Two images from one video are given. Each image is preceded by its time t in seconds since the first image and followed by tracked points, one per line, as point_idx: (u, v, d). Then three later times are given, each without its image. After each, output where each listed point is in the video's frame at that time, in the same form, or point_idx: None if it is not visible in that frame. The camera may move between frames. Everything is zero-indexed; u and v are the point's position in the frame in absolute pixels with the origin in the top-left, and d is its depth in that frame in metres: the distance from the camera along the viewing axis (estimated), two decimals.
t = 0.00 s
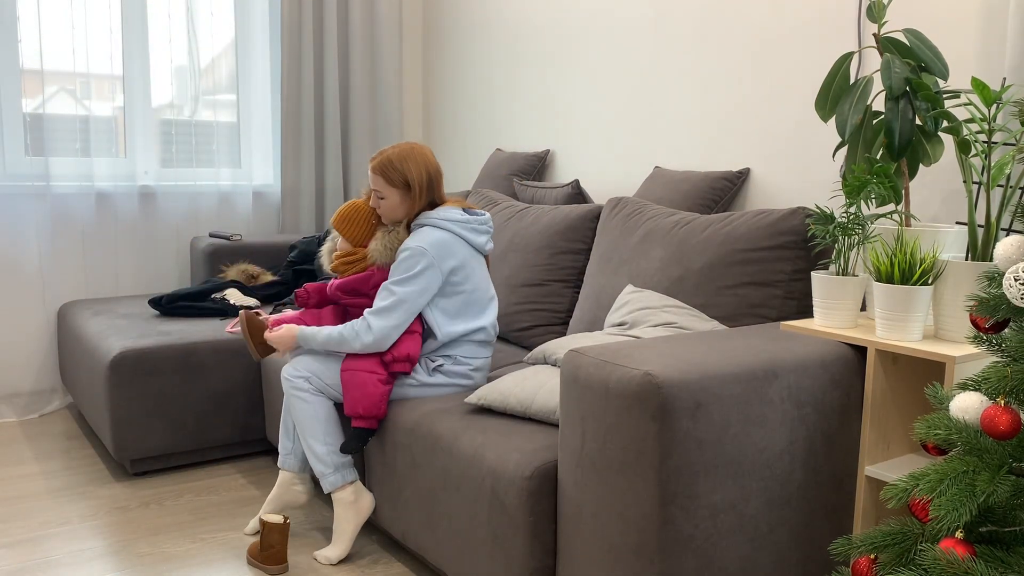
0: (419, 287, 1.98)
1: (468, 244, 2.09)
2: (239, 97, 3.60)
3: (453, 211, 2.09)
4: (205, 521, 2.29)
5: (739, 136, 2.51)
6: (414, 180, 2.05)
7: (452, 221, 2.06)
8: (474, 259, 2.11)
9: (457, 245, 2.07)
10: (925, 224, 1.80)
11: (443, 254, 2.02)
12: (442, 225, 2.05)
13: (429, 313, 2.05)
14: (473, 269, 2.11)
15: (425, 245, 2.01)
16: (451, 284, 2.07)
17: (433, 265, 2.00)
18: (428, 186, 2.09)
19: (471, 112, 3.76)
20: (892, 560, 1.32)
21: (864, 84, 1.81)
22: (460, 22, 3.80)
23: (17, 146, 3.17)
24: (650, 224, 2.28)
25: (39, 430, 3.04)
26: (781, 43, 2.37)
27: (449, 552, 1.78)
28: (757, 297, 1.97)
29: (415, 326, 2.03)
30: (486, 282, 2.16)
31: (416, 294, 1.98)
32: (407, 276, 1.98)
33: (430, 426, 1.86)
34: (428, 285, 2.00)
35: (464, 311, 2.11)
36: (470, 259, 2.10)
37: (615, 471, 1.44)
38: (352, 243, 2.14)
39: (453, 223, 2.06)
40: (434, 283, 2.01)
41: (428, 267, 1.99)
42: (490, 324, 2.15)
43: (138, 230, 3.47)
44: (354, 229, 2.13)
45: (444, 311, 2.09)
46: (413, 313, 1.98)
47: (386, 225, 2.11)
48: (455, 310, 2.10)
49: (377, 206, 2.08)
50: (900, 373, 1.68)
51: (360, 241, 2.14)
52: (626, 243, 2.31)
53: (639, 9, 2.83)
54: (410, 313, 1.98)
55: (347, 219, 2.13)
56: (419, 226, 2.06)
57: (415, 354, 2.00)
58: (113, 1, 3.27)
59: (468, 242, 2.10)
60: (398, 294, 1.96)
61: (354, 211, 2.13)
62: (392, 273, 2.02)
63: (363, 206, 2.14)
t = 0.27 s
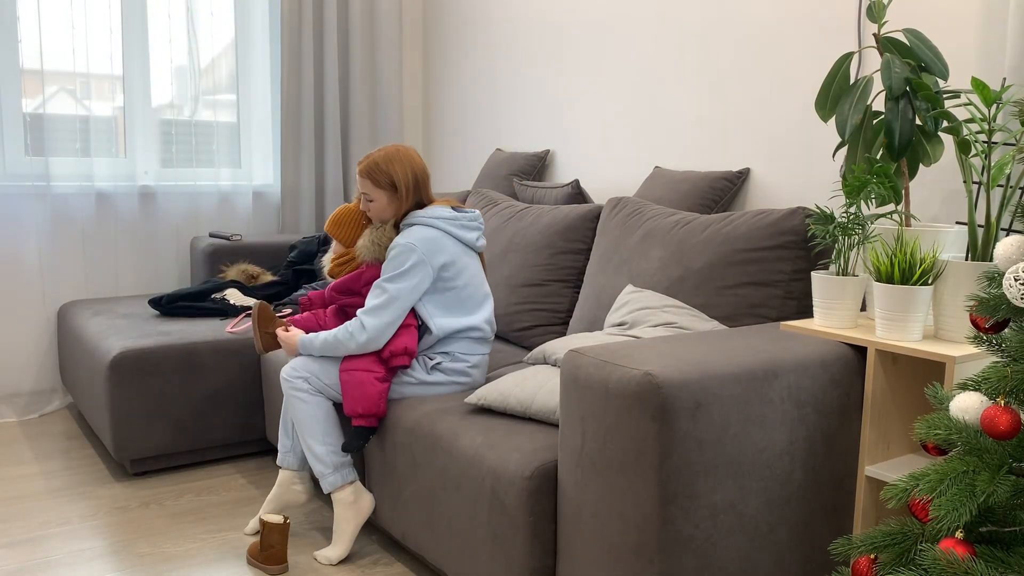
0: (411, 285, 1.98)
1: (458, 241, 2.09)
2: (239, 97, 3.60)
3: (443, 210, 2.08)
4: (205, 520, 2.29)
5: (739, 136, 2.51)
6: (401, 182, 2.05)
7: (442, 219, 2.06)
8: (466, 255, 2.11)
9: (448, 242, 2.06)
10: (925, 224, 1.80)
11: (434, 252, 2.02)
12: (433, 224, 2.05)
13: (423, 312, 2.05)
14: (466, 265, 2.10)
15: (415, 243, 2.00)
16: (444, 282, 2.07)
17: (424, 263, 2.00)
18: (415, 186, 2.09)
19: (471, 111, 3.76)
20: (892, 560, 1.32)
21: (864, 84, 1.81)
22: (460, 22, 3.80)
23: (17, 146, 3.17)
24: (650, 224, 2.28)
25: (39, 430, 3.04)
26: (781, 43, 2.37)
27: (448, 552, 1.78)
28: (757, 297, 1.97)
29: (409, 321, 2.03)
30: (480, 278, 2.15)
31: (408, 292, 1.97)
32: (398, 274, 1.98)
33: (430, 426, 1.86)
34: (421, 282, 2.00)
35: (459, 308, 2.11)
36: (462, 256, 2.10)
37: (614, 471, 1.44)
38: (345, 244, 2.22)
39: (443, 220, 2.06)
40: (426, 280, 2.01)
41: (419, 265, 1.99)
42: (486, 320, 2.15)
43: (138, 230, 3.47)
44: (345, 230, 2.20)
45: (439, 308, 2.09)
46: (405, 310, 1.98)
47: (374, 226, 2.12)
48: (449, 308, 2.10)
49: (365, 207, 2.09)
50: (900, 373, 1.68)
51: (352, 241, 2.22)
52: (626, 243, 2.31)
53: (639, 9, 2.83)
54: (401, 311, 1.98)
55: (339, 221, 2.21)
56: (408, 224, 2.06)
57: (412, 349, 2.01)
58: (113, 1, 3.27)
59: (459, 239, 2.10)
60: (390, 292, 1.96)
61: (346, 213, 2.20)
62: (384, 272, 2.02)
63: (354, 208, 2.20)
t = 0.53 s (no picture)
0: (408, 287, 1.99)
1: (460, 243, 2.10)
2: (239, 97, 3.60)
3: (445, 212, 2.09)
4: (205, 521, 2.29)
5: (739, 136, 2.51)
6: (406, 182, 2.06)
7: (444, 221, 2.07)
8: (467, 257, 2.12)
9: (449, 244, 2.07)
10: (925, 224, 1.80)
11: (434, 254, 2.03)
12: (434, 225, 2.06)
13: (423, 312, 2.06)
14: (467, 267, 2.11)
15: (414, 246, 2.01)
16: (444, 283, 2.07)
17: (423, 265, 2.01)
18: (420, 187, 2.09)
19: (471, 112, 3.76)
20: (892, 560, 1.32)
21: (864, 85, 1.81)
22: (459, 23, 3.80)
23: (17, 146, 3.18)
24: (650, 224, 2.28)
25: (39, 430, 3.04)
26: (781, 43, 2.37)
27: (449, 552, 1.78)
28: (757, 297, 1.97)
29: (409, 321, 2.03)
30: (481, 280, 2.15)
31: (404, 294, 1.98)
32: (396, 276, 1.99)
33: (430, 426, 1.86)
34: (418, 285, 2.01)
35: (459, 309, 2.11)
36: (463, 258, 2.10)
37: (614, 471, 1.44)
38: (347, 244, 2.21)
39: (444, 223, 2.07)
40: (424, 283, 2.02)
41: (418, 267, 2.00)
42: (487, 321, 2.15)
43: (138, 230, 3.47)
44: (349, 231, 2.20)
45: (439, 309, 2.09)
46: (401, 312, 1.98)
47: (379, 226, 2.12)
48: (450, 308, 2.10)
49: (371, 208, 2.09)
50: (900, 373, 1.68)
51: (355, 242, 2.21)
52: (626, 243, 2.31)
53: (639, 9, 2.83)
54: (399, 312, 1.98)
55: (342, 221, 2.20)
56: (411, 227, 2.07)
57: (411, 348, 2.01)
58: (113, 1, 3.26)
59: (461, 241, 2.10)
60: (386, 293, 1.97)
61: (349, 213, 2.20)
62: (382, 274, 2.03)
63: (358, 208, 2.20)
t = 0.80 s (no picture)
0: (407, 289, 1.99)
1: (462, 245, 2.09)
2: (239, 97, 3.60)
3: (446, 214, 2.08)
4: (205, 521, 2.29)
5: (739, 136, 2.51)
6: (399, 188, 2.04)
7: (445, 224, 2.06)
8: (468, 259, 2.12)
9: (450, 247, 2.07)
10: (925, 224, 1.80)
11: (436, 257, 2.03)
12: (435, 228, 2.05)
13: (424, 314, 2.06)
14: (468, 269, 2.11)
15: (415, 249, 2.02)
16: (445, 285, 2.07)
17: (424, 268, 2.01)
18: (414, 190, 2.08)
19: (471, 112, 3.76)
20: (892, 560, 1.32)
21: (864, 85, 1.81)
22: (459, 23, 3.80)
23: (17, 146, 3.18)
24: (650, 224, 2.28)
25: (38, 430, 3.04)
26: (781, 43, 2.37)
27: (449, 552, 1.78)
28: (757, 297, 1.97)
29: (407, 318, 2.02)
30: (482, 281, 2.16)
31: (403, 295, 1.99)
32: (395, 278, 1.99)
33: (430, 426, 1.86)
34: (418, 287, 2.01)
35: (460, 310, 2.11)
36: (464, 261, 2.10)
37: (615, 471, 1.44)
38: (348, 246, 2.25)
39: (446, 225, 2.06)
40: (423, 286, 2.02)
41: (418, 270, 2.00)
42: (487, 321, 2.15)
43: (138, 230, 3.47)
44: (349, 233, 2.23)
45: (440, 311, 2.09)
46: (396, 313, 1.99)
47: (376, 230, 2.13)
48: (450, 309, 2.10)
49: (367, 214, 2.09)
50: (900, 373, 1.68)
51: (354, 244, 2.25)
52: (626, 243, 2.31)
53: (639, 9, 2.83)
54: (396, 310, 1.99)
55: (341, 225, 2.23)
56: (411, 229, 2.06)
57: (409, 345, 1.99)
58: (113, 1, 3.26)
59: (463, 244, 2.10)
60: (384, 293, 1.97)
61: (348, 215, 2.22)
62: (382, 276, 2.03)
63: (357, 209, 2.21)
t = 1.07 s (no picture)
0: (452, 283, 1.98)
1: (491, 247, 2.10)
2: (239, 97, 3.60)
3: (478, 215, 2.09)
4: (205, 521, 2.29)
5: (739, 137, 2.51)
6: (444, 173, 2.06)
7: (477, 225, 2.07)
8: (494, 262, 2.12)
9: (483, 246, 2.07)
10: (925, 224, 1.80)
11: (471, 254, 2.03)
12: (468, 228, 2.06)
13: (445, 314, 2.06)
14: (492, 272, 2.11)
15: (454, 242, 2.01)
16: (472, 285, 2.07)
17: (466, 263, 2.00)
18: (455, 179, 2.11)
19: (471, 112, 3.76)
20: (892, 560, 1.32)
21: (864, 85, 1.81)
22: (459, 23, 3.80)
23: (17, 145, 3.18)
24: (650, 224, 2.28)
25: (38, 430, 3.04)
26: (781, 43, 2.37)
27: (449, 552, 1.78)
28: (757, 297, 1.97)
29: (410, 319, 2.01)
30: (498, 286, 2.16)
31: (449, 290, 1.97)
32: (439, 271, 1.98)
33: (430, 426, 1.86)
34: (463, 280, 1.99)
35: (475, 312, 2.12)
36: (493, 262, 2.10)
37: (614, 471, 1.44)
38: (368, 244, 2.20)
39: (479, 225, 2.07)
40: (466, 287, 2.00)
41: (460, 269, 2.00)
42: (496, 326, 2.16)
43: (138, 230, 3.47)
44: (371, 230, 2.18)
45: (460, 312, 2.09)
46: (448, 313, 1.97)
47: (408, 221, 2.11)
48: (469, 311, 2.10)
49: (404, 200, 2.07)
50: (900, 374, 1.68)
51: (376, 243, 2.20)
52: (626, 243, 2.31)
53: (639, 9, 2.83)
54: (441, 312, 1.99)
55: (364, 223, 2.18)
56: (445, 224, 2.06)
57: (406, 346, 1.98)
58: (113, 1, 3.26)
59: (492, 246, 2.10)
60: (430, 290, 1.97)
61: (373, 212, 2.18)
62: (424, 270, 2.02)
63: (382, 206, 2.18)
